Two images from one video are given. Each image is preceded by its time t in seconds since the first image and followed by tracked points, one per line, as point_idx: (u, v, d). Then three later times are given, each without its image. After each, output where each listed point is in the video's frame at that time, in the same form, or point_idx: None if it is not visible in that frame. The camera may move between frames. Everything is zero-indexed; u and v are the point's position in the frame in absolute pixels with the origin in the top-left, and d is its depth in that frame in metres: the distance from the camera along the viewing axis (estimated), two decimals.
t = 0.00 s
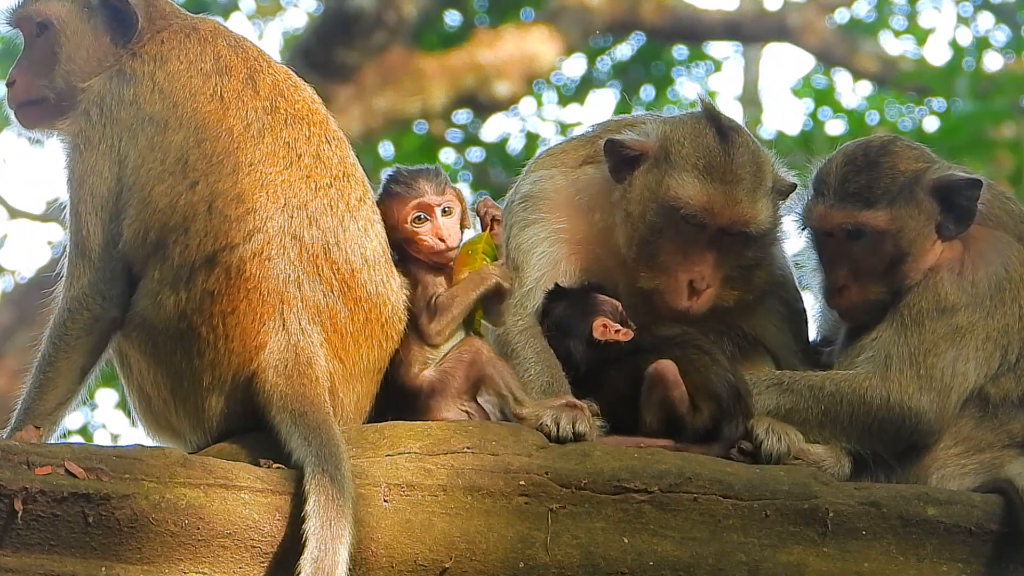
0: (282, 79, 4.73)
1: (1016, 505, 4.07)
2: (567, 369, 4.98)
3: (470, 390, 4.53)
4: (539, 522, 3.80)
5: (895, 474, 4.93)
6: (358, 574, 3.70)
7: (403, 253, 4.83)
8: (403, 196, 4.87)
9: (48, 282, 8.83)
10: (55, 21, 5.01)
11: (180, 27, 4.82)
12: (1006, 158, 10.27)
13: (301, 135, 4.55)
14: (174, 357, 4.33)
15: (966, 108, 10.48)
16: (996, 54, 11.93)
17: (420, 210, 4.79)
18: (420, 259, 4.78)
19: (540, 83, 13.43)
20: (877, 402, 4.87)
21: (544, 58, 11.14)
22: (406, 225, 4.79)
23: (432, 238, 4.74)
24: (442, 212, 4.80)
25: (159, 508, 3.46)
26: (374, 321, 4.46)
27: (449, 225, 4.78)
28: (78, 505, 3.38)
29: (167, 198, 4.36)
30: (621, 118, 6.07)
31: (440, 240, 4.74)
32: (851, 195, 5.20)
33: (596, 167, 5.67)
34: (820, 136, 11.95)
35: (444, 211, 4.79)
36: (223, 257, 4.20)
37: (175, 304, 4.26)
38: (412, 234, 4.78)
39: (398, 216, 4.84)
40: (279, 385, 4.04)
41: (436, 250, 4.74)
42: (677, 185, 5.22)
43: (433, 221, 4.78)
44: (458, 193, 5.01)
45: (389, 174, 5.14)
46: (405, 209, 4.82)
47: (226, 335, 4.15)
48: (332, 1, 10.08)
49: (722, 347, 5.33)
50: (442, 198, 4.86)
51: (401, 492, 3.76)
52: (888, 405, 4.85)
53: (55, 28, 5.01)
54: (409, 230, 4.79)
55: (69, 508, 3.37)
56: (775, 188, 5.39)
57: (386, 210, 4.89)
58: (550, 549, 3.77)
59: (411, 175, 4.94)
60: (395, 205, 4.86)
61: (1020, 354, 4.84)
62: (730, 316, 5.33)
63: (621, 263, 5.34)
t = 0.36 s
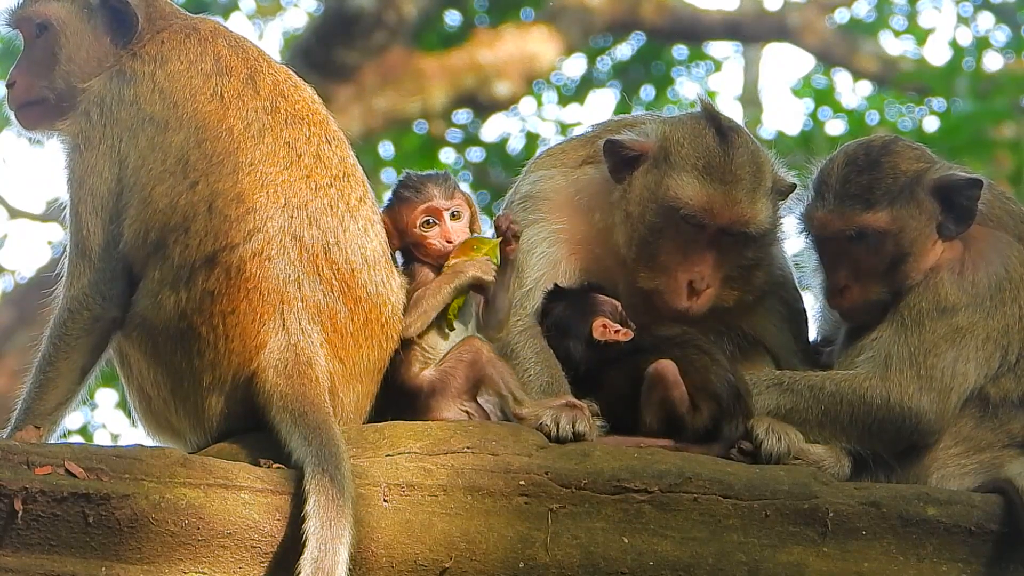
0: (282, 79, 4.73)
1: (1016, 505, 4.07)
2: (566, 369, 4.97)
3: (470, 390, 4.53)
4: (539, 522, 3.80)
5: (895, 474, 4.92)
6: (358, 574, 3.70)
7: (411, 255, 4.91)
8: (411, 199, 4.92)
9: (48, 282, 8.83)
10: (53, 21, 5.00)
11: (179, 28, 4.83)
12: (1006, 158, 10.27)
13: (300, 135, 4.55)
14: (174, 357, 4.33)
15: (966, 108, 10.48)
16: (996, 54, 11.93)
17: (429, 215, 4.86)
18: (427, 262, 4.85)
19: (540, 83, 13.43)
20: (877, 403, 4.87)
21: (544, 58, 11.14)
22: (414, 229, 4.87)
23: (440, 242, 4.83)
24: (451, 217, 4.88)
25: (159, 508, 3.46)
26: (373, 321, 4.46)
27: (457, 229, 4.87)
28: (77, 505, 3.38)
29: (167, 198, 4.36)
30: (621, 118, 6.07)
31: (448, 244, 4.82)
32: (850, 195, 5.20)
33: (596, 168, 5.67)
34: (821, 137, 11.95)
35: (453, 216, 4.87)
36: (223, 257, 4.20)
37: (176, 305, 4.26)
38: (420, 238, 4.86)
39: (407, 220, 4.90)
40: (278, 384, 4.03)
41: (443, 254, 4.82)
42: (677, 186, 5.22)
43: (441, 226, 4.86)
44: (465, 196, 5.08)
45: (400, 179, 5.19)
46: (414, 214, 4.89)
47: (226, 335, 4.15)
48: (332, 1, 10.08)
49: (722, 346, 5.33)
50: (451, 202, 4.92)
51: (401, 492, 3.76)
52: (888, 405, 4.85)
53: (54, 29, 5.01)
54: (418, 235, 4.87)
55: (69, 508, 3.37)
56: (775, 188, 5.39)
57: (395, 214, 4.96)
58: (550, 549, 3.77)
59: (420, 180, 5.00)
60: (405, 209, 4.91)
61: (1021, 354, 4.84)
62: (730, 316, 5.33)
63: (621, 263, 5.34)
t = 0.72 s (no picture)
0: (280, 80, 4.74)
1: (1016, 505, 4.07)
2: (566, 369, 4.96)
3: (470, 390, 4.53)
4: (540, 522, 3.80)
5: (895, 474, 4.92)
6: (357, 574, 3.70)
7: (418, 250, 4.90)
8: (424, 194, 4.86)
9: (48, 282, 8.82)
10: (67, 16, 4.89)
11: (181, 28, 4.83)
12: (1006, 158, 10.27)
13: (297, 135, 4.55)
14: (173, 360, 4.33)
15: (966, 108, 10.47)
16: (996, 54, 11.93)
17: (439, 212, 4.82)
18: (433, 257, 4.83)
19: (540, 83, 13.43)
20: (877, 403, 4.86)
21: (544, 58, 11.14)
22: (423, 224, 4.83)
23: (446, 238, 4.79)
24: (461, 216, 4.83)
25: (159, 508, 3.46)
26: (374, 317, 4.46)
27: (466, 228, 4.82)
28: (77, 505, 3.38)
29: (173, 198, 4.35)
30: (621, 118, 6.07)
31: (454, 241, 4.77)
32: (851, 195, 5.20)
33: (596, 167, 5.68)
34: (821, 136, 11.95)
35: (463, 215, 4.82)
36: (222, 256, 4.20)
37: (175, 299, 4.25)
38: (428, 233, 4.83)
39: (416, 216, 4.86)
40: (278, 380, 4.04)
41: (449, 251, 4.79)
42: (677, 185, 5.22)
43: (451, 222, 4.82)
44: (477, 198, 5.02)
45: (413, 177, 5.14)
46: (425, 210, 4.84)
47: (226, 333, 4.15)
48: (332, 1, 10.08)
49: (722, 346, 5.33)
50: (463, 202, 4.87)
51: (401, 492, 3.76)
52: (888, 405, 4.85)
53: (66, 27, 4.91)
54: (426, 230, 4.84)
55: (69, 508, 3.37)
56: (775, 188, 5.40)
57: (405, 208, 4.91)
58: (550, 549, 3.77)
59: (433, 179, 4.95)
60: (415, 204, 4.88)
61: (1021, 354, 4.84)
62: (730, 316, 5.33)
63: (620, 263, 5.34)
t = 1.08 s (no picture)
0: (261, 84, 4.74)
1: (1016, 505, 4.07)
2: (566, 369, 4.94)
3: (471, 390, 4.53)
4: (539, 522, 3.80)
5: (895, 474, 4.92)
6: (357, 574, 3.70)
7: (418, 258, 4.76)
8: (426, 200, 4.74)
9: (48, 283, 8.82)
10: (47, 14, 4.80)
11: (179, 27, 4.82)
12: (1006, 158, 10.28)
13: (282, 136, 4.56)
14: (172, 360, 4.33)
15: (966, 108, 10.47)
16: (996, 54, 11.93)
17: (442, 218, 4.71)
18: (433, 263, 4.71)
19: (540, 83, 13.43)
20: (877, 403, 4.86)
21: (544, 57, 11.14)
22: (424, 231, 4.70)
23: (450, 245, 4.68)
24: (464, 222, 4.73)
25: (159, 508, 3.46)
26: (371, 311, 4.46)
27: (469, 234, 4.72)
28: (77, 505, 3.38)
29: (160, 209, 4.35)
30: (621, 118, 6.07)
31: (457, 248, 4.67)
32: (851, 195, 5.20)
33: (595, 167, 5.68)
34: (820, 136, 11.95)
35: (465, 221, 4.72)
36: (212, 256, 4.20)
37: (171, 295, 4.26)
38: (429, 240, 4.71)
39: (417, 222, 4.74)
40: (276, 372, 4.03)
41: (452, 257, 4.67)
42: (677, 185, 5.22)
43: (453, 229, 4.71)
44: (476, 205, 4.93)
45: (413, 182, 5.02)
46: (427, 215, 4.72)
47: (220, 330, 4.15)
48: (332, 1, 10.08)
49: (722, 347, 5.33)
50: (465, 209, 4.77)
51: (401, 492, 3.76)
52: (888, 405, 4.85)
53: (44, 25, 4.81)
54: (427, 236, 4.71)
55: (69, 508, 3.37)
56: (775, 188, 5.40)
57: (406, 213, 4.79)
58: (550, 549, 3.77)
59: (435, 184, 4.84)
60: (416, 209, 4.75)
61: (1021, 354, 4.84)
62: (730, 316, 5.33)
63: (620, 263, 5.34)
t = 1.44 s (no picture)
0: (259, 84, 4.72)
1: (1016, 505, 4.07)
2: (566, 369, 4.95)
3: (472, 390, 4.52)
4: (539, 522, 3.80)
5: (895, 474, 4.92)
6: (357, 574, 3.70)
7: (417, 256, 4.71)
8: (420, 196, 4.71)
9: (47, 283, 8.82)
10: (45, 11, 4.82)
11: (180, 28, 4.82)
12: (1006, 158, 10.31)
13: (281, 137, 4.55)
14: (173, 359, 4.33)
15: (966, 108, 10.47)
16: (996, 54, 11.93)
17: (436, 213, 4.67)
18: (432, 260, 4.66)
19: (540, 83, 13.44)
20: (878, 403, 4.86)
21: (544, 57, 11.14)
22: (419, 227, 4.66)
23: (446, 239, 4.63)
24: (458, 216, 4.69)
25: (160, 508, 3.46)
26: (373, 310, 4.45)
27: (464, 228, 4.68)
28: (78, 505, 3.38)
29: (158, 212, 4.36)
30: (621, 118, 6.07)
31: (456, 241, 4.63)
32: (852, 195, 5.19)
33: (595, 167, 5.69)
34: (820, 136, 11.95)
35: (460, 215, 4.69)
36: (211, 259, 4.20)
37: (172, 293, 4.25)
38: (425, 236, 4.66)
39: (411, 219, 4.69)
40: (276, 373, 4.03)
41: (448, 252, 4.63)
42: (677, 185, 5.23)
43: (448, 223, 4.67)
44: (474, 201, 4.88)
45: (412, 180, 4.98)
46: (421, 212, 4.69)
47: (221, 332, 4.15)
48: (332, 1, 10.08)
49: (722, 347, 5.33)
50: (459, 204, 4.73)
51: (401, 492, 3.76)
52: (888, 405, 4.85)
53: (41, 26, 4.81)
54: (423, 232, 4.66)
55: (69, 508, 3.37)
56: (775, 188, 5.40)
57: (400, 212, 4.74)
58: (550, 549, 3.78)
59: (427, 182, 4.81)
60: (409, 206, 4.72)
61: (1021, 354, 4.84)
62: (730, 316, 5.33)
63: (620, 263, 5.35)
